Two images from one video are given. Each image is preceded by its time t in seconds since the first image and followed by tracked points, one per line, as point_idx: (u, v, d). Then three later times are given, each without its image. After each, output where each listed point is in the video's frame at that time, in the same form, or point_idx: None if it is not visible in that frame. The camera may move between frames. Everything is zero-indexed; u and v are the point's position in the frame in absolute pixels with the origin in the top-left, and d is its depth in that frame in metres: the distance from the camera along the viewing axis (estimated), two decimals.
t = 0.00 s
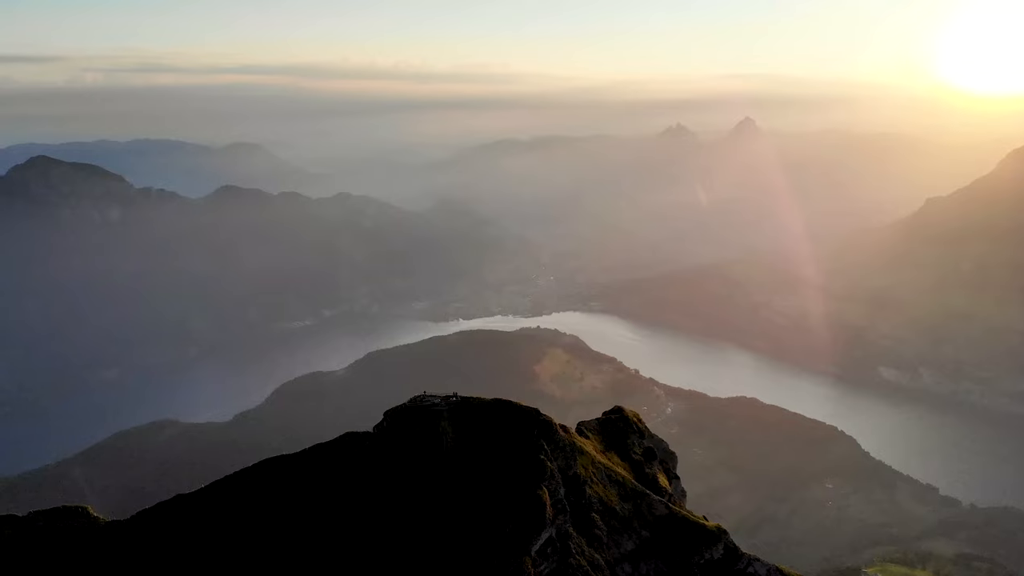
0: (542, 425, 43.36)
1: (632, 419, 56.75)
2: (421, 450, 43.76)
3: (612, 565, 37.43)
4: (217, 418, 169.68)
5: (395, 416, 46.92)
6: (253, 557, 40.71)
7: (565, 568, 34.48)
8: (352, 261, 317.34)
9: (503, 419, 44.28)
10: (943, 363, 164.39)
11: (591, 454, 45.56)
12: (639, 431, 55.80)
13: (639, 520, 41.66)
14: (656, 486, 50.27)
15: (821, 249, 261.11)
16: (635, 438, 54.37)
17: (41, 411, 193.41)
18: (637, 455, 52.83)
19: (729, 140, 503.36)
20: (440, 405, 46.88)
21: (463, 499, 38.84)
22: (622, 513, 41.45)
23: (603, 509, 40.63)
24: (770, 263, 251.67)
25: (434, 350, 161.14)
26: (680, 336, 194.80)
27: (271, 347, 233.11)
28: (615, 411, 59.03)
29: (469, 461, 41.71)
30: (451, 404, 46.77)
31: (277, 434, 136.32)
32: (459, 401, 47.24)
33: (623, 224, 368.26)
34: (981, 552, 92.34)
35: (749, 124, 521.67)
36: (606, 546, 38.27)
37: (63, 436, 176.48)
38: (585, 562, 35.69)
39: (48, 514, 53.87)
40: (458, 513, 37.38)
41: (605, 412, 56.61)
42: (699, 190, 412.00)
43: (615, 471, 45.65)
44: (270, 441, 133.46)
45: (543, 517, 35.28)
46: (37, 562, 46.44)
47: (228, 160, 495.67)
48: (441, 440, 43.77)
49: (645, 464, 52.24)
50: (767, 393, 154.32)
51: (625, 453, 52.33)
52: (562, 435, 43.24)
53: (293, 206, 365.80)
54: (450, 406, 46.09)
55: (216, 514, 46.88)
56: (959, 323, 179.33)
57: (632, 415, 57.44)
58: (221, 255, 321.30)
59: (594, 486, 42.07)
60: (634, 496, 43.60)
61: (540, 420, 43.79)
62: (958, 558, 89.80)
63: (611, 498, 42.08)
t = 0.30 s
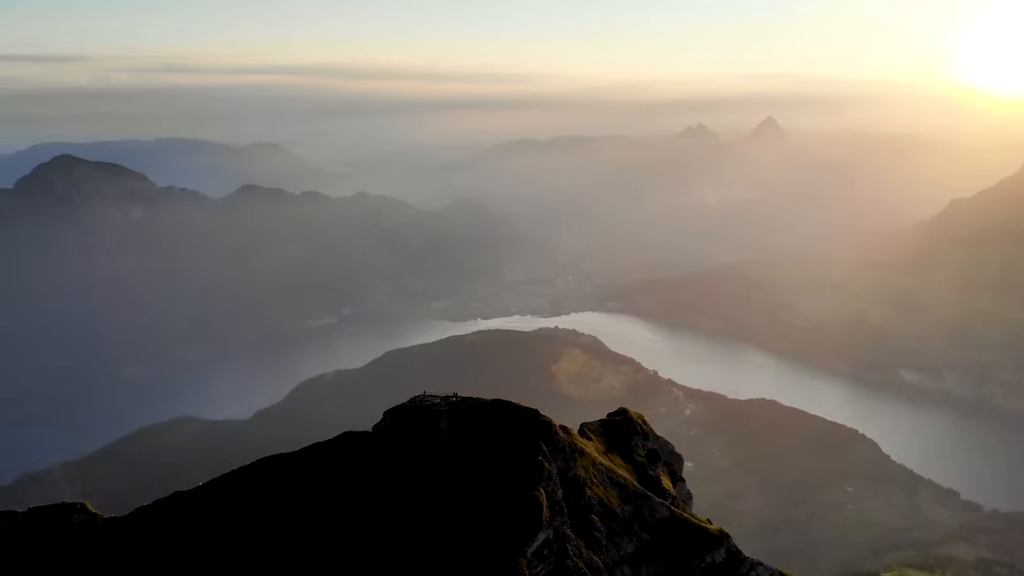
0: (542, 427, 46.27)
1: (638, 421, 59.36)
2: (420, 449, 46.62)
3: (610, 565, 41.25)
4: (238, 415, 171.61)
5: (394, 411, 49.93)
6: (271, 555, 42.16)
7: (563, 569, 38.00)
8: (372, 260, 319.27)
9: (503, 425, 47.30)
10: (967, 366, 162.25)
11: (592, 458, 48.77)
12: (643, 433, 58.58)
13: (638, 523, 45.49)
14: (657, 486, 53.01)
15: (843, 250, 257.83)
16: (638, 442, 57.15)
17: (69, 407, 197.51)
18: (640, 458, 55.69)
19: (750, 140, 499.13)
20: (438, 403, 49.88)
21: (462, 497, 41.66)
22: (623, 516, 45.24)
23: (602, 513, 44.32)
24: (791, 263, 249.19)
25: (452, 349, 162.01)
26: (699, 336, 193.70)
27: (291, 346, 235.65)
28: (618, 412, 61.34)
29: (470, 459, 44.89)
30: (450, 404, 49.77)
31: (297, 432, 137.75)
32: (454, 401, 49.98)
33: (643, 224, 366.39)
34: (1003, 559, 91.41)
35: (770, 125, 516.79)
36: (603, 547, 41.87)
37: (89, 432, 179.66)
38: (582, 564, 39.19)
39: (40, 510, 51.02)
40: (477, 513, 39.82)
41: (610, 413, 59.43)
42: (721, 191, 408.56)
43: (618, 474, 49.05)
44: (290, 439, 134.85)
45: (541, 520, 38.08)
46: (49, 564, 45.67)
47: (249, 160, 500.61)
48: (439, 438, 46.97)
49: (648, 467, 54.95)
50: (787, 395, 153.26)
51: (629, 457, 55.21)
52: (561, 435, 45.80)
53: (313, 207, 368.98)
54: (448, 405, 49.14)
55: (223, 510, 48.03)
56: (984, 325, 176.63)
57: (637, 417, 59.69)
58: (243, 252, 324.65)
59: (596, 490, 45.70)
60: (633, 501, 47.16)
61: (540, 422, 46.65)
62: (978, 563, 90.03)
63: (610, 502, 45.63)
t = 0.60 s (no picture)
0: (541, 430, 47.68)
1: (641, 424, 60.02)
2: (421, 450, 47.45)
3: (609, 567, 41.26)
4: (258, 413, 173.82)
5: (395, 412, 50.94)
6: (274, 549, 43.09)
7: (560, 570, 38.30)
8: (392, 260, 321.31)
9: (504, 427, 48.10)
10: (992, 370, 159.54)
11: (594, 460, 49.12)
12: (648, 434, 59.35)
13: (639, 525, 45.56)
14: (661, 490, 53.02)
15: (866, 251, 254.28)
16: (642, 446, 57.47)
17: (95, 404, 201.34)
18: (644, 461, 55.89)
19: (772, 140, 494.53)
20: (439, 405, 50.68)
21: (460, 498, 42.34)
22: (623, 518, 45.37)
23: (602, 516, 44.44)
24: (813, 264, 246.65)
25: (471, 348, 162.79)
26: (719, 337, 192.71)
27: (311, 344, 238.05)
28: (624, 413, 61.79)
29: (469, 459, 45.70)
30: (451, 405, 50.64)
31: (317, 430, 139.35)
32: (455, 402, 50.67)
33: (663, 224, 364.75)
34: None
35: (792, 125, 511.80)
36: (602, 550, 41.83)
37: (114, 428, 183.05)
38: (580, 567, 39.30)
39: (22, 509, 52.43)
40: (474, 512, 40.62)
41: (615, 415, 59.62)
42: (743, 191, 405.51)
43: (619, 476, 49.46)
44: (309, 436, 136.38)
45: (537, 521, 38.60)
46: (64, 555, 47.61)
47: (270, 160, 505.19)
48: (438, 439, 47.82)
49: (653, 470, 55.04)
50: (807, 397, 152.01)
51: (633, 459, 55.34)
52: (560, 437, 47.64)
53: (334, 207, 372.19)
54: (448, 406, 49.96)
55: (229, 504, 49.23)
56: (1010, 329, 173.62)
57: (640, 417, 60.72)
58: (264, 250, 327.85)
59: (596, 492, 45.96)
60: (635, 503, 47.33)
61: (540, 422, 48.28)
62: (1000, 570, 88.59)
63: (610, 504, 45.86)
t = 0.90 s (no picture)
0: (541, 431, 48.47)
1: (646, 425, 61.05)
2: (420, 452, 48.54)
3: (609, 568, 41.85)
4: (280, 411, 176.78)
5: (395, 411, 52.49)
6: (237, 547, 45.60)
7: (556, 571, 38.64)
8: (413, 259, 323.92)
9: (502, 429, 48.98)
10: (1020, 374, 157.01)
11: (595, 462, 50.33)
12: (652, 436, 60.35)
13: (640, 527, 46.39)
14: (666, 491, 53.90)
15: (889, 253, 251.82)
16: (647, 447, 58.51)
17: (123, 401, 205.97)
18: (649, 462, 56.89)
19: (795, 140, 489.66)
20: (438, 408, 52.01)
21: (459, 499, 43.18)
22: (624, 520, 46.33)
23: (602, 517, 45.24)
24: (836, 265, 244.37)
25: (491, 347, 164.02)
26: (740, 339, 191.96)
27: (333, 343, 241.16)
28: (629, 415, 63.03)
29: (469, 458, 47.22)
30: (450, 407, 52.06)
31: (339, 428, 141.45)
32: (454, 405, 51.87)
33: (685, 224, 363.13)
34: None
35: (816, 124, 506.52)
36: (601, 553, 42.22)
37: (142, 425, 187.25)
38: (578, 569, 39.55)
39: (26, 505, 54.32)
40: (476, 512, 41.92)
41: (619, 417, 60.73)
42: (765, 192, 402.25)
43: (621, 479, 50.65)
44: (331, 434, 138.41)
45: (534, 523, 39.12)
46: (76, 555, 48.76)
47: (293, 161, 510.88)
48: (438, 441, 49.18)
49: (657, 471, 56.04)
50: (829, 400, 151.01)
51: (638, 460, 56.42)
52: (561, 439, 48.46)
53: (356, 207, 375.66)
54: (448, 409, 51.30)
55: (242, 492, 51.21)
56: None
57: (646, 419, 61.94)
58: (286, 250, 332.34)
59: (597, 494, 47.07)
60: (636, 506, 48.39)
61: (540, 424, 49.08)
62: None
63: (611, 505, 46.90)
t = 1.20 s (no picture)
0: (541, 431, 48.68)
1: (651, 426, 60.65)
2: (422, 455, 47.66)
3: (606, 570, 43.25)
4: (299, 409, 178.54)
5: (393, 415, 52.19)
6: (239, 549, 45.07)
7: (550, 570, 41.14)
8: (431, 259, 325.05)
9: (503, 432, 48.68)
10: None
11: (597, 464, 50.61)
12: (656, 438, 59.97)
13: (640, 529, 47.15)
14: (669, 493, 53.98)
15: (912, 254, 248.21)
16: (651, 448, 58.36)
17: (145, 398, 209.08)
18: (652, 464, 56.79)
19: (817, 140, 483.89)
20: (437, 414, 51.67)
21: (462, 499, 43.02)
22: (624, 522, 47.03)
23: (602, 521, 46.12)
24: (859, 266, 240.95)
25: (508, 347, 164.03)
26: (759, 340, 190.14)
27: (352, 341, 242.92)
28: (633, 416, 62.71)
29: (465, 447, 47.96)
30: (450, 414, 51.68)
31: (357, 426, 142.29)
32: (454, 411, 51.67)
33: (704, 225, 360.49)
34: None
35: (838, 124, 500.00)
36: (599, 555, 43.63)
37: (164, 422, 189.99)
38: (573, 569, 41.68)
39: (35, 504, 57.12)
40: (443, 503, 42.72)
41: (623, 419, 60.16)
42: (786, 192, 397.85)
43: (623, 481, 50.88)
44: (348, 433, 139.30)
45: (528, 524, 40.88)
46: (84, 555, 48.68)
47: (313, 161, 514.15)
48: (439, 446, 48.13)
49: (661, 474, 55.89)
50: (850, 402, 148.98)
51: (641, 461, 56.29)
52: (560, 439, 48.70)
53: (376, 207, 377.66)
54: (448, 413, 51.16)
55: (239, 494, 50.40)
56: None
57: (650, 421, 61.45)
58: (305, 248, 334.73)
59: (597, 496, 47.68)
60: (637, 508, 48.80)
61: (540, 424, 49.17)
62: None
63: (610, 509, 47.50)
